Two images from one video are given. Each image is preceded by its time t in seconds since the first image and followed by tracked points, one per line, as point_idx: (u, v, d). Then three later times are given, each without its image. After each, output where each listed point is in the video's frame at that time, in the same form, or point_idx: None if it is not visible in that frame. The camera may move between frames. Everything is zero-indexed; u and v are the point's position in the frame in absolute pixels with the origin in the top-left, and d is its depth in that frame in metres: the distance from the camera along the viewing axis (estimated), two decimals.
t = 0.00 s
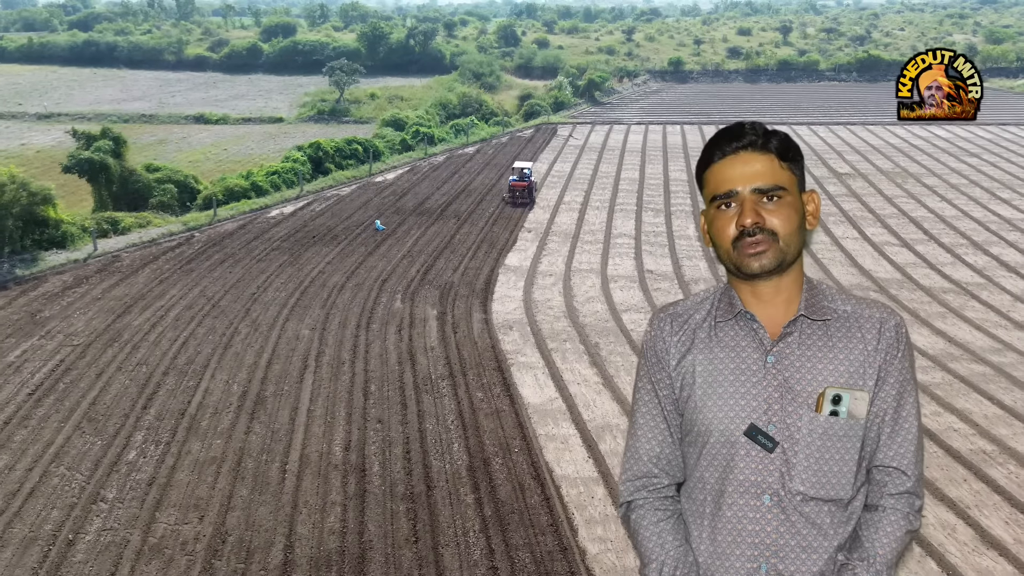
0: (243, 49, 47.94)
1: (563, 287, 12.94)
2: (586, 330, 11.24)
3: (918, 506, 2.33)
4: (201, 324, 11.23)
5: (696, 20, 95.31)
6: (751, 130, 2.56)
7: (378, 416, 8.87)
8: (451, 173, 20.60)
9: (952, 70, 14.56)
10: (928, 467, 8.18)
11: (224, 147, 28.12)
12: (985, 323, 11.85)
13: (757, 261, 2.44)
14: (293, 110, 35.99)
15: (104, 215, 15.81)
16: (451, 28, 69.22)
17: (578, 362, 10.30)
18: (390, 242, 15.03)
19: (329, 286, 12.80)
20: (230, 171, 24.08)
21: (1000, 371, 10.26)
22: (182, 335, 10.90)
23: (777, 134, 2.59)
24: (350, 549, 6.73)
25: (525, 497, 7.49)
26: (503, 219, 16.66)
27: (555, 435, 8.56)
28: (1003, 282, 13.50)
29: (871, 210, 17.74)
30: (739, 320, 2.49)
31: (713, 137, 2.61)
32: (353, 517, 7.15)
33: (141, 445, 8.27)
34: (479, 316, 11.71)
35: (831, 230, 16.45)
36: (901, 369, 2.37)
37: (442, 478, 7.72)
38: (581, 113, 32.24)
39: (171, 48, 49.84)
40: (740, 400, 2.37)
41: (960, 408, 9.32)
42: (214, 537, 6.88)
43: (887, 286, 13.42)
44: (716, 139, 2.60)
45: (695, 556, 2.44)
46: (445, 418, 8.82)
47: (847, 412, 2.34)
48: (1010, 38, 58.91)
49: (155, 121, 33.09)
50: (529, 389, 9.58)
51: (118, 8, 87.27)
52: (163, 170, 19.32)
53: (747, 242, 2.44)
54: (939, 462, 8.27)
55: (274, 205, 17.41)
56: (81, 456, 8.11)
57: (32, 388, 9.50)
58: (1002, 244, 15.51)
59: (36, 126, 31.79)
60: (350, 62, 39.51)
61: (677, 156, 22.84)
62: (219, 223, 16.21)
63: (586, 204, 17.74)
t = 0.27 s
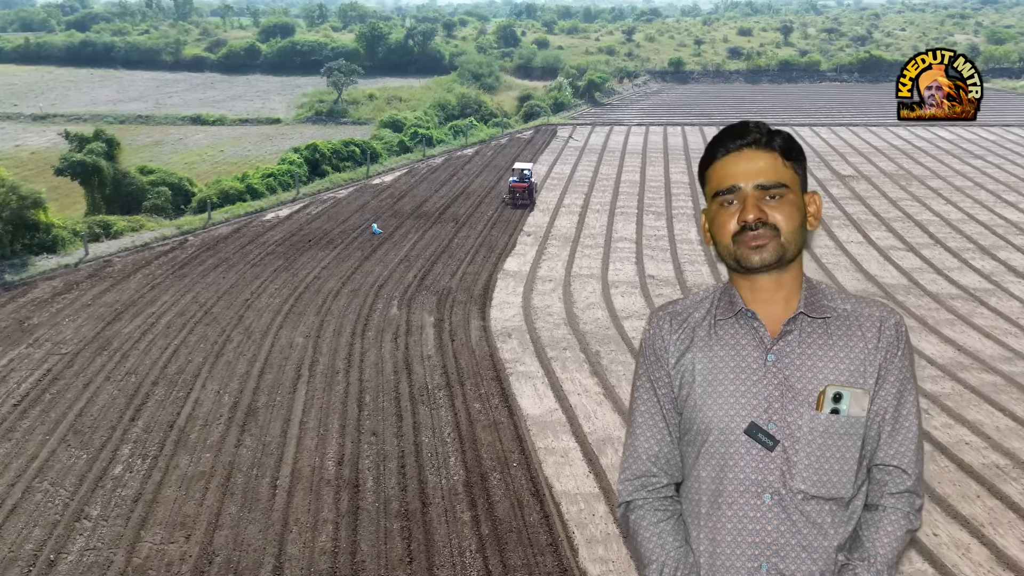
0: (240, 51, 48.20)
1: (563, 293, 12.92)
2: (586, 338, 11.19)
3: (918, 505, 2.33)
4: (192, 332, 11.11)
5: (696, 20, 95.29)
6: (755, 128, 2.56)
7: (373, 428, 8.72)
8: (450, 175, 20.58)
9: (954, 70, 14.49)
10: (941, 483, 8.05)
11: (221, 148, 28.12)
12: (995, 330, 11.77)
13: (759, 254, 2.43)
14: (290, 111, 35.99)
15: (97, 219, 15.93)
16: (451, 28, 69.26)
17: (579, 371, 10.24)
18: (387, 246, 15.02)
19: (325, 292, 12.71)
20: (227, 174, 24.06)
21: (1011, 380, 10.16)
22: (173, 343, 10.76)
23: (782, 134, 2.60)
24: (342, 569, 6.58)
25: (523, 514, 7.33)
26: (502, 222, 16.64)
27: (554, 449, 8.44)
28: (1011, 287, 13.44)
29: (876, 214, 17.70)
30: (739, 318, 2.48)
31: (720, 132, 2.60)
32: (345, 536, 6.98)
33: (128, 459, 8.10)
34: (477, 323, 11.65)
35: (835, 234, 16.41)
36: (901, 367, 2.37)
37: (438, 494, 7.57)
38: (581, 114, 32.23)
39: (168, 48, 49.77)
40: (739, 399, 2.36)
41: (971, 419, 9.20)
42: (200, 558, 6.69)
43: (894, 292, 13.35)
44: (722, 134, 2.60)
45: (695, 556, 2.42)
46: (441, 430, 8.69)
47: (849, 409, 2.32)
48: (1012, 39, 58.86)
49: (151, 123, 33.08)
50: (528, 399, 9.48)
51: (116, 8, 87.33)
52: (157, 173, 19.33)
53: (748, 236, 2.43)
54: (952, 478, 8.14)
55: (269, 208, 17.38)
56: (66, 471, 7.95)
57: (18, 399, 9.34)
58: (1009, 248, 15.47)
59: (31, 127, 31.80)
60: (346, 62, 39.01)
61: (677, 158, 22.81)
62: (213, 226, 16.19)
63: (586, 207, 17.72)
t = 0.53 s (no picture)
0: (238, 50, 47.88)
1: (563, 299, 12.89)
2: (587, 347, 11.13)
3: (916, 506, 2.33)
4: (183, 340, 11.03)
5: (697, 21, 95.30)
6: (772, 122, 2.56)
7: (367, 441, 8.58)
8: (449, 178, 20.56)
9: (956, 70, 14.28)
10: (954, 500, 7.89)
11: (218, 150, 28.13)
12: (1004, 338, 11.68)
13: (761, 243, 2.40)
14: (288, 112, 36.00)
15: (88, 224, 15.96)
16: (451, 29, 69.28)
17: (579, 381, 10.14)
18: (383, 250, 15.01)
19: (321, 299, 12.64)
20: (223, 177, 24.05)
21: (1022, 392, 10.05)
22: (163, 352, 10.67)
23: (794, 130, 2.60)
24: None
25: (522, 534, 7.16)
26: (501, 226, 16.62)
27: (554, 464, 8.30)
28: (1019, 294, 13.40)
29: (881, 218, 17.68)
30: (739, 317, 2.47)
31: (735, 123, 2.60)
32: (337, 556, 6.80)
33: (114, 475, 7.98)
34: (474, 331, 11.60)
35: (839, 238, 16.39)
36: (899, 368, 2.38)
37: (433, 512, 7.40)
38: (581, 115, 32.22)
39: (166, 49, 49.58)
40: (738, 399, 2.34)
41: (983, 433, 9.08)
42: None
43: (901, 299, 13.28)
44: (737, 126, 2.60)
45: (695, 558, 2.40)
46: (438, 443, 8.55)
47: (849, 407, 2.32)
48: (1015, 39, 58.74)
49: (147, 124, 33.12)
50: (527, 411, 9.36)
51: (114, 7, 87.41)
52: (150, 177, 19.37)
53: (753, 223, 2.39)
54: (964, 495, 7.99)
55: (265, 211, 17.38)
56: (50, 487, 7.83)
57: (3, 410, 9.24)
58: (1016, 253, 15.42)
59: (26, 128, 31.85)
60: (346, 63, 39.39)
61: (679, 160, 22.79)
62: (207, 230, 16.18)
63: (586, 211, 17.70)
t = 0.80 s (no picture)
0: (236, 51, 47.81)
1: (563, 305, 12.86)
2: (588, 355, 11.08)
3: (916, 507, 2.32)
4: (175, 348, 10.94)
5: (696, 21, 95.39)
6: (776, 124, 2.58)
7: (361, 455, 8.48)
8: (447, 180, 20.56)
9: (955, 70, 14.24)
10: (968, 518, 7.73)
11: (214, 152, 28.14)
12: (1014, 346, 11.60)
13: (763, 242, 2.38)
14: (285, 113, 36.02)
15: (80, 228, 15.90)
16: (450, 29, 69.32)
17: (580, 392, 10.05)
18: (380, 255, 15.02)
19: (316, 306, 12.59)
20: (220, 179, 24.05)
21: None
22: (153, 361, 10.56)
23: (798, 133, 2.61)
24: None
25: (521, 553, 7.02)
26: (500, 229, 16.61)
27: (554, 479, 8.21)
28: None
29: (885, 221, 17.67)
30: (742, 318, 2.45)
31: (739, 125, 2.62)
32: None
33: (99, 491, 7.84)
34: (473, 339, 11.55)
35: (844, 242, 16.36)
36: (898, 370, 2.37)
37: (429, 530, 7.27)
38: (580, 116, 32.25)
39: (163, 49, 49.45)
40: (737, 401, 2.33)
41: (996, 446, 8.96)
42: None
43: (908, 305, 13.20)
44: (741, 127, 2.62)
45: (694, 558, 2.38)
46: (434, 458, 8.45)
47: (849, 409, 2.31)
48: (1017, 39, 58.70)
49: (143, 125, 33.16)
50: (527, 423, 9.27)
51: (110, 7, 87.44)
52: (144, 179, 19.38)
53: (756, 220, 2.38)
54: (978, 512, 7.82)
55: (260, 215, 17.38)
56: (33, 503, 7.69)
57: None
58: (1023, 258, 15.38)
59: (21, 129, 31.91)
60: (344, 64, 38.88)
61: (680, 162, 22.77)
62: (202, 234, 16.15)
63: (587, 214, 17.69)
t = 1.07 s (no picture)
0: (234, 52, 47.70)
1: (563, 312, 12.72)
2: (588, 364, 10.89)
3: (917, 507, 2.30)
4: (165, 357, 10.77)
5: (696, 21, 95.40)
6: (774, 126, 2.56)
7: (355, 471, 8.24)
8: (446, 183, 20.53)
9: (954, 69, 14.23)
10: (982, 538, 7.43)
11: (210, 154, 28.15)
12: None
13: (760, 245, 2.37)
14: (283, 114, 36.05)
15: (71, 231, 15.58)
16: (451, 29, 69.39)
17: (580, 403, 9.80)
18: (377, 260, 14.90)
19: (311, 313, 12.40)
20: (217, 181, 24.06)
21: None
22: (143, 371, 10.36)
23: (797, 134, 2.59)
24: None
25: None
26: (499, 234, 16.52)
27: (554, 496, 7.91)
28: None
29: (890, 225, 17.60)
30: (740, 319, 2.45)
31: (736, 127, 2.61)
32: None
33: (83, 508, 7.61)
34: (470, 347, 11.35)
35: (849, 247, 16.26)
36: (899, 369, 2.36)
37: (424, 551, 7.02)
38: (581, 118, 32.24)
39: (161, 50, 49.49)
40: (738, 400, 2.33)
41: (1010, 460, 8.73)
42: None
43: (916, 312, 13.05)
44: (739, 129, 2.61)
45: (694, 558, 2.37)
46: (431, 473, 8.21)
47: (849, 409, 2.30)
48: (1020, 40, 58.58)
49: (140, 126, 33.20)
50: (526, 437, 9.03)
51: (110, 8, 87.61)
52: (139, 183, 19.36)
53: (752, 223, 2.37)
54: (994, 531, 7.52)
55: (256, 218, 17.36)
56: (15, 521, 7.46)
57: None
58: None
59: (17, 131, 32.02)
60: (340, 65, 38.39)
61: (681, 165, 22.74)
62: (196, 238, 16.12)
63: (588, 218, 17.65)
